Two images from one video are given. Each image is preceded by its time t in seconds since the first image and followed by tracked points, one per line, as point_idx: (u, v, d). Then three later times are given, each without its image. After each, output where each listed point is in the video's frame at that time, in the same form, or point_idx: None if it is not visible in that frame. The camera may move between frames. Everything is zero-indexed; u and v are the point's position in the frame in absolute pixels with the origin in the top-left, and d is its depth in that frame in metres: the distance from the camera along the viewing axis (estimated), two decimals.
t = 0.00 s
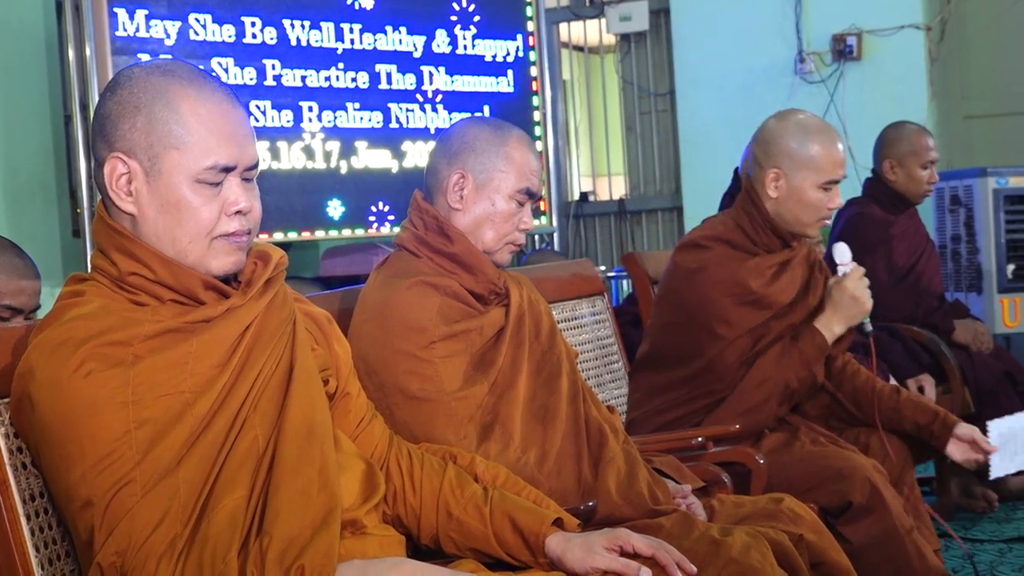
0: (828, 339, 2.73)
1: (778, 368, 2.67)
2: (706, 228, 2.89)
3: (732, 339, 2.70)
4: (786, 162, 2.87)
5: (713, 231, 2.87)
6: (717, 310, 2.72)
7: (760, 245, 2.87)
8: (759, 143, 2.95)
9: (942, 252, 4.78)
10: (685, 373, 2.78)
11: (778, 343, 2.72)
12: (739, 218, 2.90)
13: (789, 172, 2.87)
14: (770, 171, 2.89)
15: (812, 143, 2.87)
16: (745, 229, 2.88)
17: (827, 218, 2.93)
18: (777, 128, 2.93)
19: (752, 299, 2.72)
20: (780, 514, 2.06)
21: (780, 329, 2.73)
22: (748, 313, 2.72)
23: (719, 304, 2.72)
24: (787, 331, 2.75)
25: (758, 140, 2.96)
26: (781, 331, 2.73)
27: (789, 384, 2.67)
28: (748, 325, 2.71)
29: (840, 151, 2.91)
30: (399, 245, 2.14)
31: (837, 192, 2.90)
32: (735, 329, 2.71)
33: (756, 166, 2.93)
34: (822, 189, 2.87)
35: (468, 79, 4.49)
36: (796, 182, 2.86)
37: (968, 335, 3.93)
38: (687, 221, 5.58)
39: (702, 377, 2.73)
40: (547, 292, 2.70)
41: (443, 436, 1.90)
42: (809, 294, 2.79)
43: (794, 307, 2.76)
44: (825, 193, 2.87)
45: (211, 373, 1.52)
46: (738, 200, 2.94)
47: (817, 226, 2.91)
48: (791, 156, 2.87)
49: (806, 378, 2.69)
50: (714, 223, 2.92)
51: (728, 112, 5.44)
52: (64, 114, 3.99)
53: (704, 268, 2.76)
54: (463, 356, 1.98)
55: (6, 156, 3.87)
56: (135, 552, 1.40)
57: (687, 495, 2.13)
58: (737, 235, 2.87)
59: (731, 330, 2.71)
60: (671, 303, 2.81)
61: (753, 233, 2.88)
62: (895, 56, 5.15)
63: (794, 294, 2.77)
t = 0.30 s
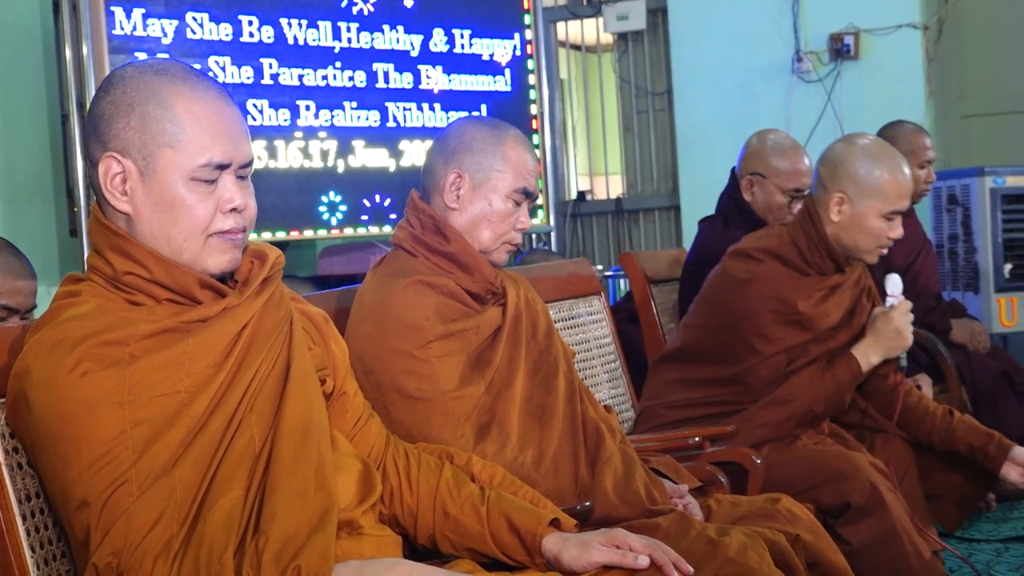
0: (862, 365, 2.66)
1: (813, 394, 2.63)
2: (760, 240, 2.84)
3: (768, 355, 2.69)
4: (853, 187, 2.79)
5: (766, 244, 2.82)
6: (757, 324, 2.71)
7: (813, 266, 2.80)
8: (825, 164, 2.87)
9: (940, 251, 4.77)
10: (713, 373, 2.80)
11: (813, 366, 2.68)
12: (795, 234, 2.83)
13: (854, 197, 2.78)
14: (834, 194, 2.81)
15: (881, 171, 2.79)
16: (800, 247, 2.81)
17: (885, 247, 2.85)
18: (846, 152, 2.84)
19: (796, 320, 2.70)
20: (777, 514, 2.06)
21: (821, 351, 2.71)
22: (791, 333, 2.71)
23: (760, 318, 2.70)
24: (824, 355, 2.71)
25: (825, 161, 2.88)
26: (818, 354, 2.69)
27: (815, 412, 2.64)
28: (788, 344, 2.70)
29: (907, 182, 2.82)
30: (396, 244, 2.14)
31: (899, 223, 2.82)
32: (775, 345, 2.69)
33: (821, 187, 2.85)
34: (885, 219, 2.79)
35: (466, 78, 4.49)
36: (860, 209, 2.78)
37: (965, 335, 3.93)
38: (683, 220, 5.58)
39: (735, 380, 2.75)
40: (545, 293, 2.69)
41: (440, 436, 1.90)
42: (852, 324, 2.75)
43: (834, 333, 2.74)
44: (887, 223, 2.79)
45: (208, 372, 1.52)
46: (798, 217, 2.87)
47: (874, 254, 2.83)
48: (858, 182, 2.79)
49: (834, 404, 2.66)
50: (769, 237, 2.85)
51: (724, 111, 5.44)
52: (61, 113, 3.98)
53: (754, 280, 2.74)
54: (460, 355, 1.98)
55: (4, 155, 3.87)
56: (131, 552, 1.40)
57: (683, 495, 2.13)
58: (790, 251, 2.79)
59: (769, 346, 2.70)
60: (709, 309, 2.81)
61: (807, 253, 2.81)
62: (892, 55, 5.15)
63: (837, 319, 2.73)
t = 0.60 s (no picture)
0: (876, 386, 2.63)
1: (821, 406, 2.61)
2: (785, 250, 2.83)
3: (782, 364, 2.71)
4: (886, 206, 2.70)
5: (791, 253, 2.81)
6: (774, 333, 2.72)
7: (836, 279, 2.77)
8: (859, 180, 2.78)
9: (938, 251, 4.76)
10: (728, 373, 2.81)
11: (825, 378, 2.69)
12: (822, 246, 2.79)
13: (887, 216, 2.70)
14: (867, 212, 2.73)
15: (916, 191, 2.70)
16: (825, 261, 2.78)
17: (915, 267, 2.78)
18: (882, 169, 2.75)
19: (815, 333, 2.71)
20: (775, 515, 2.06)
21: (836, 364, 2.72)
22: (807, 345, 2.72)
23: (777, 328, 2.72)
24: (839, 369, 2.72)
25: (860, 176, 2.79)
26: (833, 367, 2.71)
27: (822, 425, 2.61)
28: (803, 355, 2.71)
29: (942, 203, 2.73)
30: (394, 244, 2.13)
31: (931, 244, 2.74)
32: (791, 356, 2.71)
33: (854, 202, 2.77)
34: (916, 240, 2.71)
35: (464, 78, 4.49)
36: (891, 229, 2.70)
37: (963, 336, 3.93)
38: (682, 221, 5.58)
39: (746, 386, 2.77)
40: (543, 293, 2.69)
41: (438, 436, 1.90)
42: (867, 337, 2.76)
43: (847, 346, 2.74)
44: (918, 245, 2.71)
45: (205, 372, 1.52)
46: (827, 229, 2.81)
47: (902, 273, 2.76)
48: (892, 201, 2.70)
49: (841, 421, 2.64)
50: (796, 246, 2.83)
51: (723, 112, 5.45)
52: (60, 112, 3.98)
53: (775, 288, 2.73)
54: (458, 355, 1.98)
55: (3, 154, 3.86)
56: (129, 551, 1.40)
57: (682, 496, 2.13)
58: (815, 263, 2.78)
59: (785, 356, 2.71)
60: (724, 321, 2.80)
61: (832, 266, 2.77)
62: (890, 56, 5.15)
63: (852, 335, 2.73)
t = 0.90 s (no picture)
0: (871, 389, 2.64)
1: (821, 409, 2.62)
2: (782, 254, 2.83)
3: (779, 368, 2.70)
4: (883, 210, 2.69)
5: (787, 257, 2.81)
6: (771, 336, 2.72)
7: (832, 282, 2.77)
8: (856, 184, 2.77)
9: (937, 252, 4.76)
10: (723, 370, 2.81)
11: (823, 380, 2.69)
12: (819, 250, 2.79)
13: (883, 220, 2.70)
14: (864, 216, 2.72)
15: (911, 194, 2.70)
16: (823, 264, 2.77)
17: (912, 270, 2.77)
18: (878, 173, 2.75)
19: (812, 336, 2.71)
20: (773, 516, 2.05)
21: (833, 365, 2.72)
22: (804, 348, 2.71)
23: (774, 332, 2.71)
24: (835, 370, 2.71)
25: (856, 180, 2.79)
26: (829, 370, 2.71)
27: (820, 425, 2.62)
28: (800, 357, 2.70)
29: (939, 206, 2.72)
30: (393, 245, 2.13)
31: (929, 247, 2.73)
32: (787, 359, 2.71)
33: (851, 207, 2.76)
34: (914, 244, 2.70)
35: (463, 78, 4.48)
36: (888, 233, 2.70)
37: (962, 336, 3.93)
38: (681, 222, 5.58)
39: (742, 389, 2.76)
40: (541, 293, 2.69)
41: (437, 436, 1.90)
42: (864, 338, 2.75)
43: (844, 348, 2.74)
44: (915, 248, 2.70)
45: (204, 371, 1.51)
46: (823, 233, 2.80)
47: (899, 277, 2.75)
48: (888, 205, 2.70)
49: (838, 421, 2.65)
50: (792, 250, 2.83)
51: (722, 112, 5.45)
52: (59, 112, 3.98)
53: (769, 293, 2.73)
54: (457, 355, 1.98)
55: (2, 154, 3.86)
56: (127, 552, 1.40)
57: (681, 497, 2.13)
58: (811, 267, 2.77)
59: (781, 359, 2.71)
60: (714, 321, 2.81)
61: (829, 269, 2.77)
62: (890, 56, 5.15)
63: (848, 336, 2.73)
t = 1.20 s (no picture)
0: (868, 387, 2.63)
1: (818, 409, 2.62)
2: (778, 253, 2.82)
3: (773, 366, 2.71)
4: (876, 208, 2.68)
5: (782, 256, 2.81)
6: (764, 335, 2.72)
7: (828, 281, 2.76)
8: (849, 183, 2.77)
9: (937, 251, 4.76)
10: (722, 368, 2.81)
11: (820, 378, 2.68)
12: (814, 250, 2.79)
13: (877, 218, 2.68)
14: (857, 215, 2.71)
15: (904, 191, 2.68)
16: (818, 263, 2.77)
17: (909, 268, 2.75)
18: (871, 171, 2.74)
19: (808, 335, 2.70)
20: (774, 515, 2.05)
21: (831, 364, 2.71)
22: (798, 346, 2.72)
23: (768, 330, 2.72)
24: (832, 369, 2.71)
25: (850, 179, 2.78)
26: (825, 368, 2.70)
27: (817, 424, 2.62)
28: (796, 356, 2.71)
29: (934, 203, 2.71)
30: (393, 244, 2.13)
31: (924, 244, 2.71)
32: (781, 357, 2.71)
33: (845, 205, 2.75)
34: (908, 241, 2.69)
35: (463, 78, 4.48)
36: (882, 230, 2.68)
37: (963, 336, 3.93)
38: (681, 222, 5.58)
39: (739, 389, 2.77)
40: (541, 292, 2.69)
41: (438, 436, 1.89)
42: (862, 337, 2.73)
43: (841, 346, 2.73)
44: (910, 245, 2.69)
45: (205, 371, 1.51)
46: (818, 232, 2.80)
47: (896, 275, 2.73)
48: (881, 202, 2.69)
49: (836, 420, 2.64)
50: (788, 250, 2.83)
51: (723, 112, 5.45)
52: (59, 112, 3.98)
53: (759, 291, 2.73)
54: (458, 355, 1.97)
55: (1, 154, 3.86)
56: (128, 552, 1.40)
57: (681, 496, 2.13)
58: (806, 266, 2.77)
59: (776, 358, 2.72)
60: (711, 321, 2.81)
61: (824, 269, 2.76)
62: (890, 56, 5.15)
63: (847, 336, 2.71)
